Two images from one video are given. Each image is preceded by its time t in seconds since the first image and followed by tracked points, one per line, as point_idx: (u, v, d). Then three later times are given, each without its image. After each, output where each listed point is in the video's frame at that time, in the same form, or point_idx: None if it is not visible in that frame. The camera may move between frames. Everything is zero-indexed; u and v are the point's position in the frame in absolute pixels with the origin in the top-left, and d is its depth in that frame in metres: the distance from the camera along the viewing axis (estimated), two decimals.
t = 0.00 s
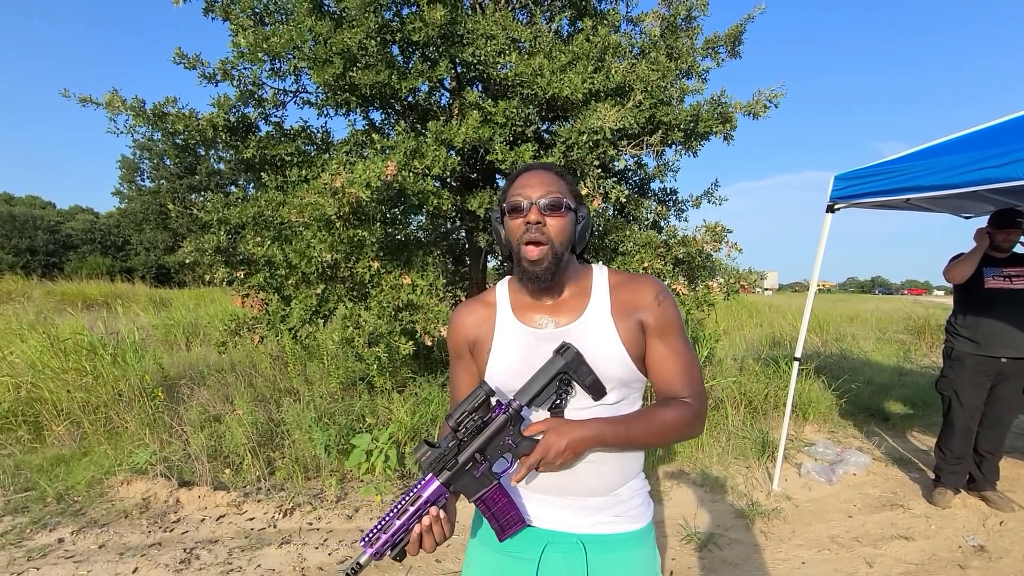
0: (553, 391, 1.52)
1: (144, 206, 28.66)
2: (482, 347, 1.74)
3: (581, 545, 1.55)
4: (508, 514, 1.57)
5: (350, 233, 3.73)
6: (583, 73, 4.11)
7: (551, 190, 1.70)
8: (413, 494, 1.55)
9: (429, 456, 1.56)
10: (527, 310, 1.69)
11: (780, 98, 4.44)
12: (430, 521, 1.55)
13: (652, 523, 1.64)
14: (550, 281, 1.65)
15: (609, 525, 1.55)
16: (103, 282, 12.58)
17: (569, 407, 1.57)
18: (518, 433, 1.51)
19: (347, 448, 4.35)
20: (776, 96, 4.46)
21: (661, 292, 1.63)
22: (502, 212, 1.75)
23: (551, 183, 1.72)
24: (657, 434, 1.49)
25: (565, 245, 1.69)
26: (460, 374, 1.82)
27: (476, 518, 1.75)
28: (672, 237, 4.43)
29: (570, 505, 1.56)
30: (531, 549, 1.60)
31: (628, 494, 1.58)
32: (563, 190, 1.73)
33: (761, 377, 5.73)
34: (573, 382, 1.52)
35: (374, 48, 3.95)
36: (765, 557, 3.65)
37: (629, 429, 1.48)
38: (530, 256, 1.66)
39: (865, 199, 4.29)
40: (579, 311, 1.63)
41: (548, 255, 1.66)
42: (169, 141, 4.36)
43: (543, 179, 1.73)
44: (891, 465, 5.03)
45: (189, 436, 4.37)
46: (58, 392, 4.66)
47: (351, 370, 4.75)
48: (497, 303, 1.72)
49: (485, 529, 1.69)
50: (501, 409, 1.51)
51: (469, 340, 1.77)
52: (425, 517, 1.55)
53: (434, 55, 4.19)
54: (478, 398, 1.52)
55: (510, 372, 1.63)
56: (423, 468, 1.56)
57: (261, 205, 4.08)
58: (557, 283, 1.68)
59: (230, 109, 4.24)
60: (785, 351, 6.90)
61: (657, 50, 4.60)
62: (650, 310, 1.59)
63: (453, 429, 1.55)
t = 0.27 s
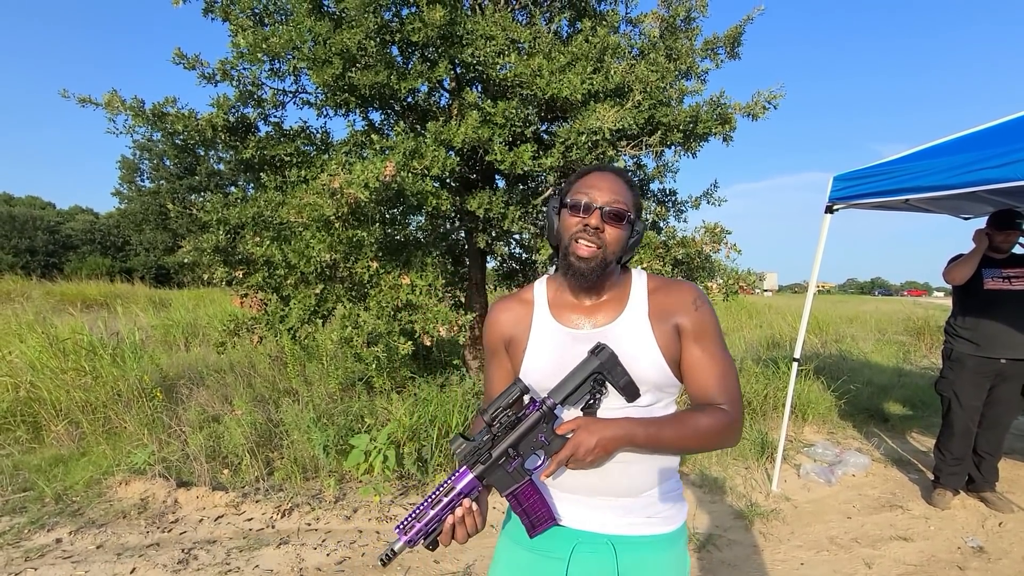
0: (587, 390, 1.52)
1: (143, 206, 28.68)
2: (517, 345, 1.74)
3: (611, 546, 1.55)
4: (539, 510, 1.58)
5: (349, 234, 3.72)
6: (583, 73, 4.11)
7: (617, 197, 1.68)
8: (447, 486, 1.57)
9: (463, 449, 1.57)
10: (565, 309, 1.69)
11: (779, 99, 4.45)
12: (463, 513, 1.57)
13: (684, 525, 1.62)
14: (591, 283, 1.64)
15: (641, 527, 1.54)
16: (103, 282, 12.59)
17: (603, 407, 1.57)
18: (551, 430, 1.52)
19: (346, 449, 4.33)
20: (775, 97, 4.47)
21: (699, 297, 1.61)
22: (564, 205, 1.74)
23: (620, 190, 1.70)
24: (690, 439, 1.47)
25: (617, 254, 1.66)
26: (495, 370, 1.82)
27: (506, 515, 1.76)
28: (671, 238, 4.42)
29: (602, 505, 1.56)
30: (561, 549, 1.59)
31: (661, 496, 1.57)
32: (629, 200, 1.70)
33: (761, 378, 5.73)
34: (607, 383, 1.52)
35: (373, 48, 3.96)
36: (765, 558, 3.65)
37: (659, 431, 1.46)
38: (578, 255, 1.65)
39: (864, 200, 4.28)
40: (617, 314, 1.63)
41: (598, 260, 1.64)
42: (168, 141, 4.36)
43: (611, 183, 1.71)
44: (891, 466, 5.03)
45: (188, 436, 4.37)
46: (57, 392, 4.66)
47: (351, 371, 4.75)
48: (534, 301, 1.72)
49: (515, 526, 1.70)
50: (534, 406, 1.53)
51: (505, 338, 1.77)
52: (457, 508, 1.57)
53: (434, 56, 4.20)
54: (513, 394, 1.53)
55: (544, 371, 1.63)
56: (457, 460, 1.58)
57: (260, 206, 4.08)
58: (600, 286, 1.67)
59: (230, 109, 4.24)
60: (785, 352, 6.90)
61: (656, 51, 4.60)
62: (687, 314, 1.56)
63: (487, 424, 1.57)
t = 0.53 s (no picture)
0: (600, 391, 1.51)
1: (143, 206, 28.70)
2: (527, 342, 1.72)
3: (615, 546, 1.55)
4: (547, 509, 1.57)
5: (348, 234, 3.73)
6: (583, 74, 4.10)
7: (648, 201, 1.67)
8: (457, 483, 1.54)
9: (476, 447, 1.56)
10: (579, 308, 1.68)
11: (779, 100, 4.45)
12: (474, 511, 1.55)
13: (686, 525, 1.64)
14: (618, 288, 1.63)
15: (645, 527, 1.55)
16: (103, 282, 12.60)
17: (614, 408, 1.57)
18: (564, 430, 1.52)
19: (345, 449, 4.33)
20: (775, 98, 4.47)
21: (713, 303, 1.62)
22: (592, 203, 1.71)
23: (649, 194, 1.69)
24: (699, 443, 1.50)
25: (644, 258, 1.67)
26: (502, 365, 1.79)
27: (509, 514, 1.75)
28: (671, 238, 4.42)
29: (607, 505, 1.56)
30: (564, 549, 1.59)
31: (665, 496, 1.58)
32: (657, 205, 1.71)
33: (761, 378, 5.73)
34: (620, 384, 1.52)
35: (373, 48, 3.96)
36: (764, 558, 3.65)
37: (670, 434, 1.48)
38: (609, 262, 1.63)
39: (864, 200, 4.28)
40: (632, 315, 1.63)
41: (627, 264, 1.63)
42: (168, 141, 4.35)
43: (640, 187, 1.70)
44: (891, 466, 5.03)
45: (187, 436, 4.37)
46: (57, 392, 4.66)
47: (350, 371, 4.74)
48: (548, 297, 1.71)
49: (518, 526, 1.69)
50: (548, 405, 1.52)
51: (515, 334, 1.75)
52: (468, 506, 1.54)
53: (434, 56, 4.20)
54: (526, 393, 1.51)
55: (556, 369, 1.63)
56: (469, 458, 1.56)
57: (259, 206, 4.08)
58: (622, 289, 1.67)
59: (230, 109, 4.24)
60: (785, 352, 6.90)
61: (656, 51, 4.60)
62: (701, 321, 1.58)
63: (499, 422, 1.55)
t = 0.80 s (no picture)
0: (581, 389, 1.51)
1: (143, 207, 28.71)
2: (505, 335, 1.71)
3: (593, 546, 1.55)
4: (522, 508, 1.56)
5: (349, 234, 3.73)
6: (582, 74, 4.11)
7: (615, 183, 1.73)
8: (432, 479, 1.51)
9: (453, 444, 1.57)
10: (559, 302, 1.68)
11: (778, 100, 4.45)
12: (448, 508, 1.52)
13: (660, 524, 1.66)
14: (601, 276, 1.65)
15: (622, 526, 1.56)
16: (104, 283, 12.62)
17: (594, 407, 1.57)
18: (542, 428, 1.51)
19: (345, 449, 4.33)
20: (774, 98, 4.47)
21: (692, 300, 1.65)
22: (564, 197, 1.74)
23: (614, 177, 1.75)
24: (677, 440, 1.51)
25: (625, 239, 1.71)
26: (475, 356, 1.79)
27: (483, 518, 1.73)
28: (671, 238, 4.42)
29: (585, 505, 1.56)
30: (542, 551, 1.58)
31: (640, 495, 1.60)
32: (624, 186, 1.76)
33: (760, 379, 5.73)
34: (600, 382, 1.52)
35: (373, 49, 3.96)
36: (764, 558, 3.65)
37: (648, 431, 1.48)
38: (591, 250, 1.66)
39: (863, 200, 4.28)
40: (612, 311, 1.64)
41: (610, 247, 1.67)
42: (168, 142, 4.36)
43: (606, 173, 1.76)
44: (891, 467, 5.03)
45: (187, 436, 4.37)
46: (57, 392, 4.66)
47: (350, 371, 4.75)
48: (528, 290, 1.71)
49: (493, 529, 1.68)
50: (527, 403, 1.51)
51: (493, 328, 1.74)
52: (442, 503, 1.51)
53: (434, 56, 4.21)
54: (505, 389, 1.51)
55: (535, 364, 1.61)
56: (445, 454, 1.54)
57: (260, 206, 4.08)
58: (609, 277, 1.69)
59: (230, 110, 4.25)
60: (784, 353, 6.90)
61: (655, 52, 4.61)
62: (681, 317, 1.61)
63: (477, 418, 1.54)
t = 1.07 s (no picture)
0: (548, 389, 1.52)
1: (144, 207, 28.73)
2: (473, 341, 1.73)
3: (567, 544, 1.55)
4: (494, 511, 1.57)
5: (350, 234, 3.73)
6: (583, 75, 4.11)
7: (541, 191, 1.70)
8: (400, 489, 1.53)
9: (419, 452, 1.54)
10: (525, 306, 1.69)
11: (778, 100, 4.45)
12: (417, 517, 1.54)
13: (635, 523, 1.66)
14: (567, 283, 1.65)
15: (596, 525, 1.56)
16: (104, 283, 12.62)
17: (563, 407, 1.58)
18: (509, 430, 1.51)
19: (345, 449, 4.35)
20: (774, 98, 4.47)
21: (657, 297, 1.65)
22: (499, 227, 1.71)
23: (539, 184, 1.72)
24: (642, 436, 1.50)
25: (570, 240, 1.69)
26: (447, 364, 1.79)
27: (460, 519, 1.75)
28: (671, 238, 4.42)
29: (557, 504, 1.57)
30: (517, 550, 1.59)
31: (614, 494, 1.60)
32: (550, 188, 1.73)
33: (759, 379, 5.73)
34: (567, 381, 1.53)
35: (374, 49, 3.96)
36: (764, 558, 3.66)
37: (617, 430, 1.48)
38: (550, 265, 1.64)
39: (863, 200, 4.29)
40: (577, 311, 1.65)
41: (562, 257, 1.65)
42: (170, 142, 4.36)
43: (528, 183, 1.72)
44: (890, 466, 5.03)
45: (188, 436, 4.37)
46: (57, 393, 4.66)
47: (350, 371, 4.75)
48: (494, 297, 1.72)
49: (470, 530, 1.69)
50: (494, 405, 1.51)
51: (462, 335, 1.75)
52: (411, 512, 1.54)
53: (434, 56, 4.21)
54: (471, 394, 1.51)
55: (502, 367, 1.64)
56: (413, 462, 1.55)
57: (261, 206, 4.08)
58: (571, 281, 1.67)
59: (231, 110, 4.25)
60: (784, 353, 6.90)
61: (656, 52, 4.61)
62: (645, 314, 1.61)
63: (444, 424, 1.55)
